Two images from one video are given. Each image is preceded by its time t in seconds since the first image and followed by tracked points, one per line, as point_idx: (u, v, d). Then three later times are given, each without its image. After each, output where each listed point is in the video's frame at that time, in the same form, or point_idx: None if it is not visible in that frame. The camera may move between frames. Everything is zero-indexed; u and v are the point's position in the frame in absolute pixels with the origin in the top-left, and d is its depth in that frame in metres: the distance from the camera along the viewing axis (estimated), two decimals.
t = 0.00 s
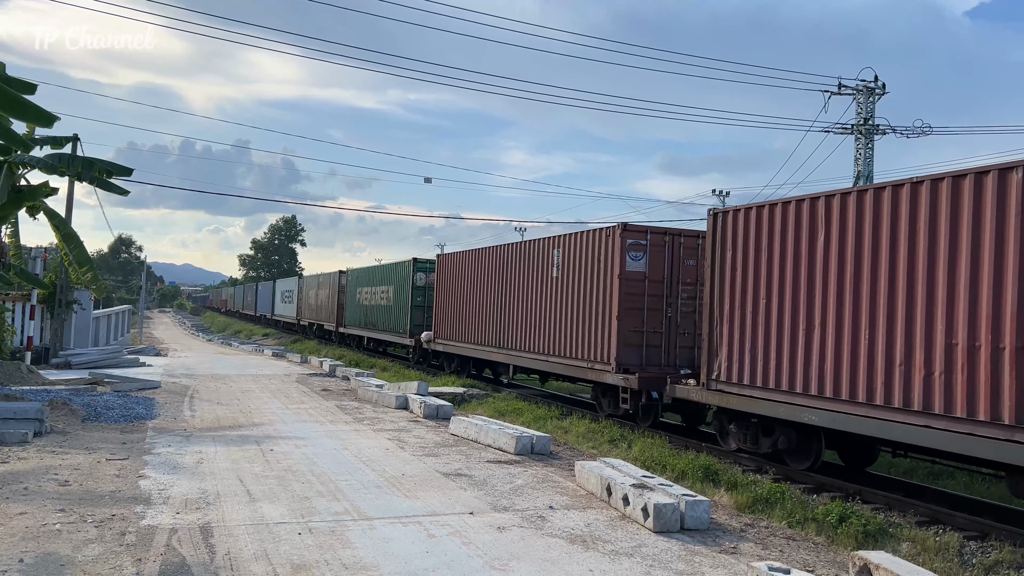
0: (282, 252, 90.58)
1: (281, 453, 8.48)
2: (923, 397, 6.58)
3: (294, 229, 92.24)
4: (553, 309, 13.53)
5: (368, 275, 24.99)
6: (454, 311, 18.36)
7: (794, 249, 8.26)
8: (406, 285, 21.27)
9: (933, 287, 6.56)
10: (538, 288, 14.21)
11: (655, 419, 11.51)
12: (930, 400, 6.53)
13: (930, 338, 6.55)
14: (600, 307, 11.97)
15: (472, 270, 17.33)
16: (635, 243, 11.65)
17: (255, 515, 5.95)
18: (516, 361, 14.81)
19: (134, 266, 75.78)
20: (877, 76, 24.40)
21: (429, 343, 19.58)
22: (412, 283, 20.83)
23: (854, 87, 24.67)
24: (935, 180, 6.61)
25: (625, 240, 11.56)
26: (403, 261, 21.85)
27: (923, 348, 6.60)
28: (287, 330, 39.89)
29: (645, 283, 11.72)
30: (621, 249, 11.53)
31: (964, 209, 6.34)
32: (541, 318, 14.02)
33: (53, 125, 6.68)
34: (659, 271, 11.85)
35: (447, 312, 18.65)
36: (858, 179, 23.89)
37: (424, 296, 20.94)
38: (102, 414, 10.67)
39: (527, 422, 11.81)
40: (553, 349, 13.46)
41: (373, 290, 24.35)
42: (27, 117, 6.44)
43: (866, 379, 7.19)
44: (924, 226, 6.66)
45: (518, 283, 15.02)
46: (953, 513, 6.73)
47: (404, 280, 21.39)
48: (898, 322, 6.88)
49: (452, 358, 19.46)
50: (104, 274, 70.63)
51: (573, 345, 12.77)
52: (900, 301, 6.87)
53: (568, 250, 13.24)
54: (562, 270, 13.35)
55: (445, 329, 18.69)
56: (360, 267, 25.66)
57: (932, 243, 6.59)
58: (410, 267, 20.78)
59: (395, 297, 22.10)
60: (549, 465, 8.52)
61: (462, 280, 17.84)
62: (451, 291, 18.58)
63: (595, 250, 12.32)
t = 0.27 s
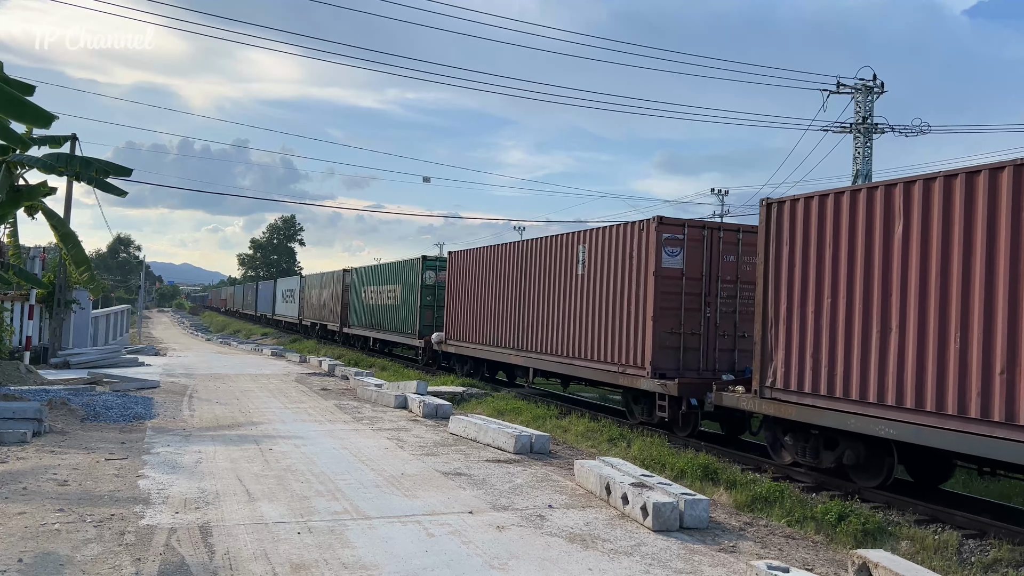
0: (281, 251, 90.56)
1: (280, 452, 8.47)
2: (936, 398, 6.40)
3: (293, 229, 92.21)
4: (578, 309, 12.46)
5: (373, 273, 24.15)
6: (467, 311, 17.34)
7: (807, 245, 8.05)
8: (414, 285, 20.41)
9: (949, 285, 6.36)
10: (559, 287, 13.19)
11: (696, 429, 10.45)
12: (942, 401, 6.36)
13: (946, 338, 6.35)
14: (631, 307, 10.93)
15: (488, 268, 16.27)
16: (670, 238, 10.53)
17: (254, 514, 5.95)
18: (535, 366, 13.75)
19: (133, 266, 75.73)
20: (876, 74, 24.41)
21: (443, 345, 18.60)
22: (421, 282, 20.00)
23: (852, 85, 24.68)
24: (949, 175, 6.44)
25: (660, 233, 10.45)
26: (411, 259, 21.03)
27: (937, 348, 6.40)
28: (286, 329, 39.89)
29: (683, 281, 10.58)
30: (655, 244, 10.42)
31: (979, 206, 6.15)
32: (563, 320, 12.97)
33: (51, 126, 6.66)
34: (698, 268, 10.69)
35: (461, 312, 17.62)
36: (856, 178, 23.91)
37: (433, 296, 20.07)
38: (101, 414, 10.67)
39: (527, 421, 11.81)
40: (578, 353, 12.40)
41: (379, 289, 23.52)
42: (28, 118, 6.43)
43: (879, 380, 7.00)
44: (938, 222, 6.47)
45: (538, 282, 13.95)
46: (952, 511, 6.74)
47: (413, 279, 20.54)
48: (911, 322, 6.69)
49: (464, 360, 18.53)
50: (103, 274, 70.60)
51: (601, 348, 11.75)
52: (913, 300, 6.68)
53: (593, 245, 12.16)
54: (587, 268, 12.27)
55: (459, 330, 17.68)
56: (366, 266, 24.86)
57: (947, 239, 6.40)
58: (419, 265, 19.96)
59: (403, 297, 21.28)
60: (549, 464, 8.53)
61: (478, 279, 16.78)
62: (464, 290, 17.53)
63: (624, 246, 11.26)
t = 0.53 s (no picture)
0: (279, 251, 90.50)
1: (278, 452, 8.46)
2: (944, 398, 6.38)
3: (291, 228, 92.17)
4: (607, 310, 11.78)
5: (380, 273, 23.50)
6: (483, 312, 16.65)
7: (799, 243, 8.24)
8: (423, 284, 19.70)
9: (960, 284, 6.34)
10: (585, 286, 12.53)
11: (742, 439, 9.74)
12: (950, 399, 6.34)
13: (931, 332, 6.54)
14: (667, 307, 10.27)
15: (506, 268, 15.60)
16: (712, 231, 9.89)
17: (252, 514, 5.95)
18: (560, 370, 13.05)
19: (131, 266, 75.62)
20: (873, 73, 24.45)
21: (456, 347, 17.86)
22: (430, 280, 19.33)
23: (849, 84, 24.70)
24: (959, 172, 6.43)
25: (701, 225, 9.80)
26: (421, 257, 20.35)
27: (947, 347, 6.36)
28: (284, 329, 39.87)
29: (725, 278, 9.95)
30: (696, 237, 9.78)
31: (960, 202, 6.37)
32: (590, 321, 12.30)
33: (47, 128, 6.63)
34: (740, 265, 10.08)
35: (476, 313, 16.90)
36: (853, 176, 23.93)
37: (443, 295, 19.39)
38: (98, 414, 10.66)
39: (525, 420, 11.81)
40: (608, 356, 11.71)
41: (387, 288, 22.85)
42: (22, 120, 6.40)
43: (891, 380, 6.94)
44: (949, 219, 6.46)
45: (561, 281, 13.28)
46: (949, 509, 6.75)
47: (422, 278, 19.84)
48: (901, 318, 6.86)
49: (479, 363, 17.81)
50: (100, 274, 70.51)
51: (633, 351, 11.07)
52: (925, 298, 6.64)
53: (624, 241, 11.51)
54: (618, 265, 11.61)
55: (474, 331, 16.96)
56: (373, 265, 24.19)
57: (958, 236, 6.38)
58: (428, 263, 19.29)
59: (411, 296, 20.59)
60: (547, 464, 8.53)
61: (495, 279, 16.09)
62: (480, 290, 16.82)
63: (658, 241, 10.64)
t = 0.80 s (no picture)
0: (275, 251, 90.39)
1: (273, 453, 8.45)
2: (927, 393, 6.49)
3: (286, 228, 92.09)
4: (635, 309, 10.72)
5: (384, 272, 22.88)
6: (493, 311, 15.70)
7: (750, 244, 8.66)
8: (431, 283, 18.95)
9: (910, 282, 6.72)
10: (608, 284, 11.50)
11: (793, 451, 8.74)
12: (967, 399, 6.13)
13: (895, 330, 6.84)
14: (707, 307, 9.26)
15: (519, 264, 14.57)
16: (759, 223, 8.83)
17: (247, 514, 5.94)
18: (582, 374, 12.02)
19: (126, 267, 75.49)
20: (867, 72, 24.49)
21: (466, 347, 16.86)
22: (438, 279, 18.60)
23: (844, 83, 24.75)
24: (993, 163, 6.10)
25: (748, 217, 8.75)
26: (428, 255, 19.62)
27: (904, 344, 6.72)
28: (280, 330, 39.85)
29: (774, 275, 8.89)
30: (743, 231, 8.72)
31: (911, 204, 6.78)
32: (614, 322, 11.26)
33: (38, 131, 6.62)
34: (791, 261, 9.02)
35: (488, 312, 15.88)
36: (848, 175, 23.99)
37: (451, 294, 18.66)
38: (93, 415, 10.63)
39: (521, 419, 11.82)
40: (637, 360, 10.66)
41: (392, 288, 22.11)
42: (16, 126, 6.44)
43: (911, 377, 6.66)
44: (936, 217, 6.51)
45: (583, 278, 12.22)
46: (944, 507, 6.77)
47: (430, 277, 19.09)
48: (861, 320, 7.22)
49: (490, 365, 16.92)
50: (95, 274, 70.35)
51: (666, 356, 10.03)
52: (951, 295, 6.34)
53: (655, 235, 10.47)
54: (648, 261, 10.55)
55: (486, 331, 15.93)
56: (376, 263, 23.45)
57: (991, 230, 6.06)
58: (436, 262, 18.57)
59: (418, 295, 19.86)
60: (543, 463, 8.53)
61: (508, 276, 15.05)
62: (492, 287, 15.78)
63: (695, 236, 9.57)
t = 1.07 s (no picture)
0: (269, 251, 90.24)
1: (268, 453, 8.44)
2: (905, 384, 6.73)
3: (281, 228, 91.95)
4: (674, 310, 9.93)
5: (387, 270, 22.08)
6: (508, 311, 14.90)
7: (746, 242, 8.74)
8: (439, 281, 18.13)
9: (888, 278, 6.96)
10: (641, 283, 10.72)
11: (858, 465, 7.75)
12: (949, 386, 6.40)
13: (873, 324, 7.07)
14: (756, 306, 8.48)
15: (539, 264, 13.80)
16: (815, 214, 8.06)
17: (241, 514, 5.93)
18: (612, 379, 11.22)
19: (119, 266, 75.26)
20: (861, 70, 24.53)
21: (481, 350, 16.05)
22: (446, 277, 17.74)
23: (838, 81, 24.79)
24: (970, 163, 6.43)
25: (804, 208, 7.97)
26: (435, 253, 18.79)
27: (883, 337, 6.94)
28: (275, 330, 39.81)
29: (831, 272, 8.11)
30: (798, 222, 7.94)
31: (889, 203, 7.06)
32: (649, 324, 10.49)
33: (26, 130, 6.60)
34: (849, 256, 8.23)
35: (505, 314, 15.06)
36: (842, 173, 24.03)
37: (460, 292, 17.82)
38: (86, 415, 10.60)
39: (516, 418, 11.82)
40: (676, 365, 9.85)
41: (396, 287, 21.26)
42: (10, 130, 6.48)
43: (1011, 386, 5.92)
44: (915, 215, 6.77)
45: (613, 278, 11.43)
46: (937, 504, 6.79)
47: (438, 275, 18.24)
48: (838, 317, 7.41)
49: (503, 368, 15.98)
50: (89, 274, 70.11)
51: (710, 360, 9.24)
52: (1008, 282, 6.01)
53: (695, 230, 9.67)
54: (688, 258, 9.76)
55: (503, 334, 15.10)
56: (379, 260, 22.61)
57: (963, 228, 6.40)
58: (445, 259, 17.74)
59: (425, 294, 19.01)
60: (537, 462, 8.53)
61: (527, 277, 14.26)
62: (509, 289, 14.97)
63: (742, 228, 8.81)
